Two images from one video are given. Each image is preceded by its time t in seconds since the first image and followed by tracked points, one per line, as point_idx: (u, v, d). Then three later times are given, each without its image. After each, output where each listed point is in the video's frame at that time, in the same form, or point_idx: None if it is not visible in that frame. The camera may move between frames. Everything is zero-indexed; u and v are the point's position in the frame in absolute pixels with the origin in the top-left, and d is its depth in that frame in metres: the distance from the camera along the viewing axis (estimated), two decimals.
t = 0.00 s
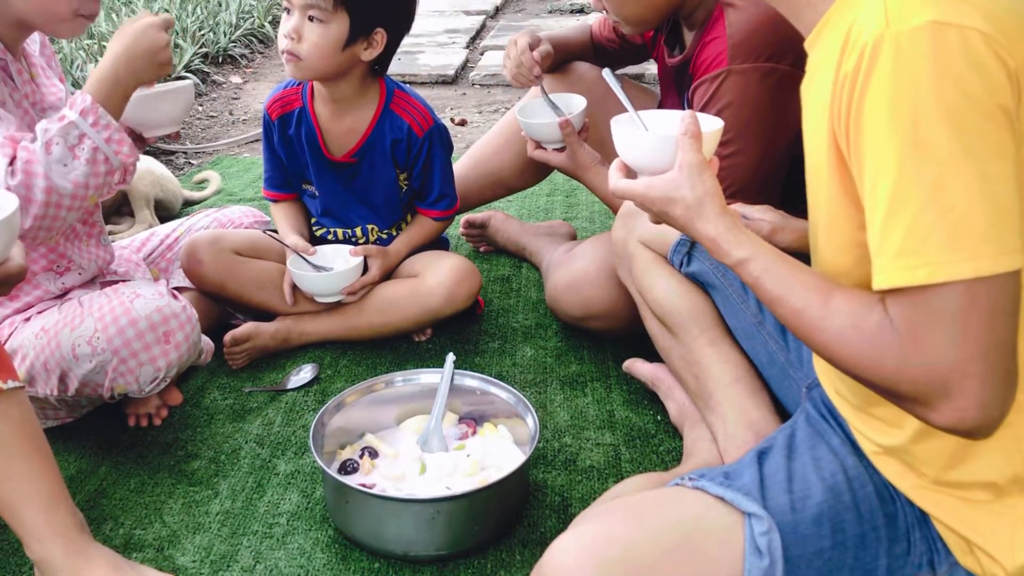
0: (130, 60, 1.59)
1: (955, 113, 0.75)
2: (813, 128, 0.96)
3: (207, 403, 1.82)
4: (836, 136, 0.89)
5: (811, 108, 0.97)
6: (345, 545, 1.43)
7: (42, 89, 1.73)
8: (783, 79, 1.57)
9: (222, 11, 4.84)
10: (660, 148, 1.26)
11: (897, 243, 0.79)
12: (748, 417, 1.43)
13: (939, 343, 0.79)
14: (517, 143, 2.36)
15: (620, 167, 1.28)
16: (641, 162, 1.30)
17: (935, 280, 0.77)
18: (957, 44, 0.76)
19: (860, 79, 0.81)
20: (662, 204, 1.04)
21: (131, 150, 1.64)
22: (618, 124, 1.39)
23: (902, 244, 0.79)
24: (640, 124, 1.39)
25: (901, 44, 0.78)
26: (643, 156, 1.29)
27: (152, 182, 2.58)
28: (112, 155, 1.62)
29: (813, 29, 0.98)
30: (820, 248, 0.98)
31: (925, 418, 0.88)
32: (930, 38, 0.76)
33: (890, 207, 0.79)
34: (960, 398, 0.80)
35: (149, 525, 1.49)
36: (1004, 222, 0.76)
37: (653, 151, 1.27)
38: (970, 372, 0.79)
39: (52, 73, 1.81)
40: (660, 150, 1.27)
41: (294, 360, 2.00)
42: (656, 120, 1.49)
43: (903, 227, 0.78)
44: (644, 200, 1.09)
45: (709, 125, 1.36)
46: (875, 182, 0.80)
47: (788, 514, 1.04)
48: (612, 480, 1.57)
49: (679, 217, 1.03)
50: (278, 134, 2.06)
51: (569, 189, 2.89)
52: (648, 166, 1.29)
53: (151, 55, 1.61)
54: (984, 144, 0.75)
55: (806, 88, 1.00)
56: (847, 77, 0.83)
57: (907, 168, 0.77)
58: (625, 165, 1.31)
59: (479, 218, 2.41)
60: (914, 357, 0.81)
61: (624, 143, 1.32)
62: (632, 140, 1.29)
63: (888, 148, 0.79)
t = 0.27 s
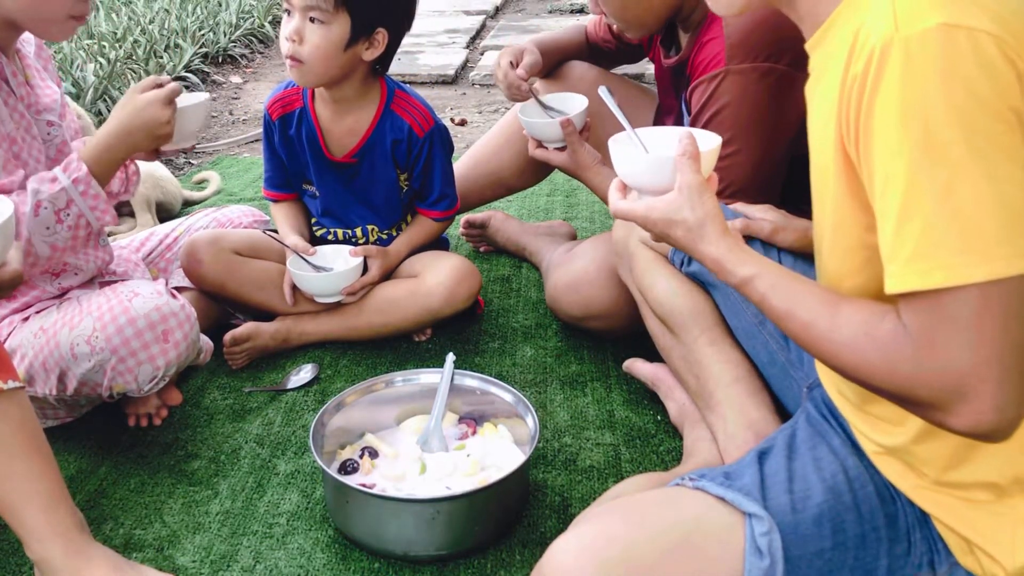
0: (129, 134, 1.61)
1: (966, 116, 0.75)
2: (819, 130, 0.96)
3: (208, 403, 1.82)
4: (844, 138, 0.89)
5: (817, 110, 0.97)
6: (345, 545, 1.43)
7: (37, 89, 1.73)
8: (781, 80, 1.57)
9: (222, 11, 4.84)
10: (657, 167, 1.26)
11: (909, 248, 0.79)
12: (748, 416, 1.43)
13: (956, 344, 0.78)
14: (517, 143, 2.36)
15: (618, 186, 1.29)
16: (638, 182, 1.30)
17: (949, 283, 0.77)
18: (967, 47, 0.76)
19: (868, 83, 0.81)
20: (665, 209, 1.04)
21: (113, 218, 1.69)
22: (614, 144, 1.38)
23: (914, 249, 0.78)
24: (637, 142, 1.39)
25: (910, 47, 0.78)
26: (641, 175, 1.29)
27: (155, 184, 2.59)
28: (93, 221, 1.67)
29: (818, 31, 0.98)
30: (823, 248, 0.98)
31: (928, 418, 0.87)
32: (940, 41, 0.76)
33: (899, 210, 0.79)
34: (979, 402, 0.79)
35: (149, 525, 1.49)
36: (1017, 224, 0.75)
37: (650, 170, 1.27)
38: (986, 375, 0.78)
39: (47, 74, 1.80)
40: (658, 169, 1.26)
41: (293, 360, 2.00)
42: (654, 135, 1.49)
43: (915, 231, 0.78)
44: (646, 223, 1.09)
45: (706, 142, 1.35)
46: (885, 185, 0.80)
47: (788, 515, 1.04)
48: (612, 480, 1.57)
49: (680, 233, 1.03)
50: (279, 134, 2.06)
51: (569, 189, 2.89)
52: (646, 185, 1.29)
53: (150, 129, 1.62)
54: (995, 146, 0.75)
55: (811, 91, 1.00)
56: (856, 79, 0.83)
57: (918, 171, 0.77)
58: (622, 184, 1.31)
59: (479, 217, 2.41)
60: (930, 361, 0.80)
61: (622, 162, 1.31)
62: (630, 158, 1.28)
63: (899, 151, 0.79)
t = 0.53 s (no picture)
0: (134, 142, 1.63)
1: (972, 118, 0.75)
2: (821, 131, 0.96)
3: (207, 403, 1.82)
4: (847, 140, 0.89)
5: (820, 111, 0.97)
6: (345, 545, 1.43)
7: (34, 88, 1.73)
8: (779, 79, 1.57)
9: (222, 12, 4.84)
10: (656, 177, 1.26)
11: (916, 251, 0.79)
12: (748, 416, 1.43)
13: (963, 344, 0.78)
14: (517, 143, 2.36)
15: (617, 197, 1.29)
16: (636, 193, 1.30)
17: (958, 285, 0.77)
18: (972, 49, 0.76)
19: (871, 85, 0.81)
20: (665, 215, 1.04)
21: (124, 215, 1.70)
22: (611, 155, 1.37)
23: (922, 252, 0.79)
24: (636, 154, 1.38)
25: (914, 49, 0.78)
26: (640, 185, 1.28)
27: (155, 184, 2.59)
28: (103, 218, 1.67)
29: (820, 32, 0.98)
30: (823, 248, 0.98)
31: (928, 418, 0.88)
32: (945, 42, 0.76)
33: (906, 211, 0.79)
34: (989, 403, 0.79)
35: (149, 525, 1.49)
36: None
37: (648, 181, 1.27)
38: (998, 376, 0.78)
39: (45, 74, 1.80)
40: (655, 178, 1.26)
41: (293, 359, 2.00)
42: (653, 147, 1.49)
43: (923, 234, 0.78)
44: (644, 235, 1.08)
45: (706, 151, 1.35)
46: (890, 187, 0.80)
47: (788, 515, 1.04)
48: (612, 480, 1.57)
49: (680, 241, 1.02)
50: (279, 134, 2.06)
51: (569, 189, 2.89)
52: (645, 196, 1.29)
53: (155, 137, 1.64)
54: (1002, 147, 0.75)
55: (813, 91, 1.00)
56: (859, 82, 0.83)
57: (924, 173, 0.78)
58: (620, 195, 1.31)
59: (479, 218, 2.41)
60: (937, 363, 0.80)
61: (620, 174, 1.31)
62: (628, 169, 1.28)
63: (905, 154, 0.79)
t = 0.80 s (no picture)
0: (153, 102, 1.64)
1: (972, 118, 0.75)
2: (822, 131, 0.96)
3: (207, 403, 1.83)
4: (847, 140, 0.89)
5: (820, 110, 0.97)
6: (345, 545, 1.43)
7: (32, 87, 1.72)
8: (779, 78, 1.57)
9: (222, 11, 4.84)
10: (657, 179, 1.26)
11: (919, 251, 0.79)
12: (748, 416, 1.43)
13: (965, 344, 0.78)
14: (517, 143, 2.36)
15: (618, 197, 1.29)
16: (638, 194, 1.30)
17: (961, 283, 0.77)
18: (973, 49, 0.76)
19: (872, 85, 0.81)
20: (667, 215, 1.04)
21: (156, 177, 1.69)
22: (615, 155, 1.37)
23: (923, 251, 0.79)
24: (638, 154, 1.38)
25: (915, 49, 0.78)
26: (641, 187, 1.28)
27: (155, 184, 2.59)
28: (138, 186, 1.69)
29: (820, 31, 0.98)
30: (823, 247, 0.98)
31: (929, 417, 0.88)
32: (946, 42, 0.76)
33: (908, 211, 0.79)
34: (992, 401, 0.79)
35: (149, 525, 1.49)
36: None
37: (650, 182, 1.27)
38: (999, 375, 0.78)
39: (42, 72, 1.80)
40: (657, 180, 1.26)
41: (293, 360, 2.00)
42: (654, 147, 1.49)
43: (925, 233, 0.78)
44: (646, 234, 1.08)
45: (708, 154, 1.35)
46: (891, 187, 0.81)
47: (788, 515, 1.04)
48: (612, 480, 1.57)
49: (683, 239, 1.02)
50: (280, 134, 2.06)
51: (569, 189, 2.89)
52: (647, 198, 1.29)
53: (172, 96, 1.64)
54: (1004, 146, 0.75)
55: (813, 91, 1.00)
56: (860, 81, 0.83)
57: (925, 173, 0.78)
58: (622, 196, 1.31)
59: (479, 218, 2.42)
60: (938, 362, 0.80)
61: (622, 174, 1.31)
62: (630, 170, 1.28)
63: (906, 153, 0.79)
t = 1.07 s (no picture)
0: (156, 99, 1.65)
1: (973, 117, 0.75)
2: (822, 132, 0.96)
3: (208, 403, 1.83)
4: (848, 140, 0.89)
5: (820, 111, 0.97)
6: (345, 545, 1.43)
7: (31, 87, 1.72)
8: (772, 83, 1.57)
9: (222, 11, 4.84)
10: (658, 181, 1.26)
11: (920, 250, 0.79)
12: (748, 416, 1.43)
13: (966, 343, 0.78)
14: (517, 143, 2.36)
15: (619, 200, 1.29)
16: (640, 195, 1.30)
17: (962, 282, 0.77)
18: (973, 48, 0.76)
19: (872, 85, 0.81)
20: (668, 214, 1.04)
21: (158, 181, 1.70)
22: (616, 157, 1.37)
23: (925, 250, 0.79)
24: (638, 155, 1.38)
25: (914, 48, 0.78)
26: (642, 189, 1.29)
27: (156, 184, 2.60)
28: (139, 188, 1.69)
29: (820, 31, 0.98)
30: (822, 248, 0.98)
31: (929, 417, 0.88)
32: (946, 41, 0.76)
33: (908, 211, 0.79)
34: (994, 399, 0.79)
35: (149, 525, 1.49)
36: None
37: (651, 184, 1.27)
38: (1001, 374, 0.78)
39: (42, 73, 1.80)
40: (658, 181, 1.26)
41: (293, 360, 2.00)
42: (654, 148, 1.49)
43: (926, 232, 0.78)
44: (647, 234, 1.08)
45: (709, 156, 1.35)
46: (891, 186, 0.81)
47: (788, 515, 1.04)
48: (612, 480, 1.57)
49: (684, 239, 1.02)
50: (280, 134, 2.06)
51: (569, 189, 2.89)
52: (648, 199, 1.29)
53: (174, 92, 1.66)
54: (1005, 145, 0.75)
55: (814, 91, 1.00)
56: (860, 81, 0.83)
57: (925, 172, 0.78)
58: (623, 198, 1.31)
59: (479, 218, 2.42)
60: (939, 361, 0.80)
61: (623, 177, 1.31)
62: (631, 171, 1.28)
63: (906, 153, 0.79)
